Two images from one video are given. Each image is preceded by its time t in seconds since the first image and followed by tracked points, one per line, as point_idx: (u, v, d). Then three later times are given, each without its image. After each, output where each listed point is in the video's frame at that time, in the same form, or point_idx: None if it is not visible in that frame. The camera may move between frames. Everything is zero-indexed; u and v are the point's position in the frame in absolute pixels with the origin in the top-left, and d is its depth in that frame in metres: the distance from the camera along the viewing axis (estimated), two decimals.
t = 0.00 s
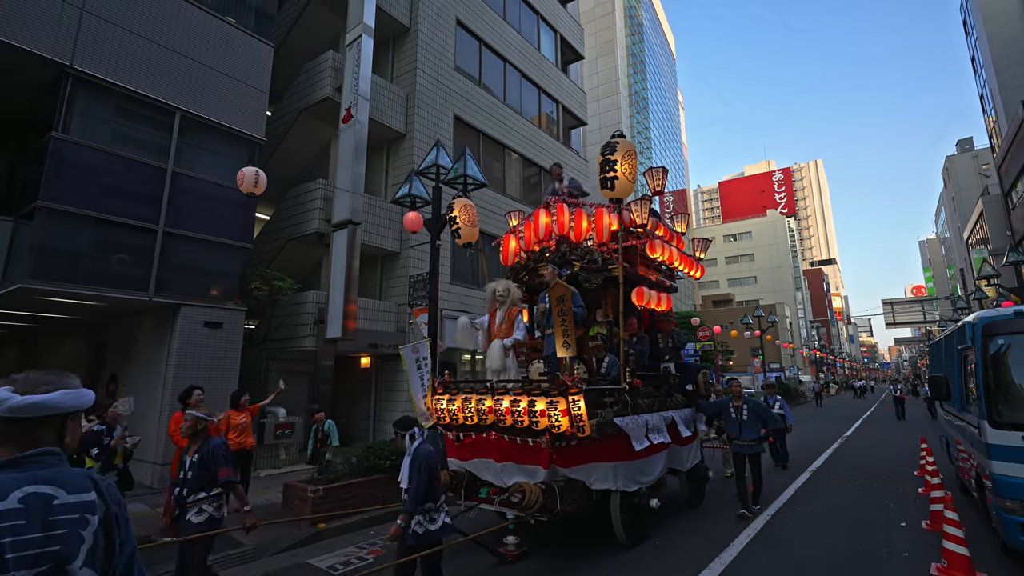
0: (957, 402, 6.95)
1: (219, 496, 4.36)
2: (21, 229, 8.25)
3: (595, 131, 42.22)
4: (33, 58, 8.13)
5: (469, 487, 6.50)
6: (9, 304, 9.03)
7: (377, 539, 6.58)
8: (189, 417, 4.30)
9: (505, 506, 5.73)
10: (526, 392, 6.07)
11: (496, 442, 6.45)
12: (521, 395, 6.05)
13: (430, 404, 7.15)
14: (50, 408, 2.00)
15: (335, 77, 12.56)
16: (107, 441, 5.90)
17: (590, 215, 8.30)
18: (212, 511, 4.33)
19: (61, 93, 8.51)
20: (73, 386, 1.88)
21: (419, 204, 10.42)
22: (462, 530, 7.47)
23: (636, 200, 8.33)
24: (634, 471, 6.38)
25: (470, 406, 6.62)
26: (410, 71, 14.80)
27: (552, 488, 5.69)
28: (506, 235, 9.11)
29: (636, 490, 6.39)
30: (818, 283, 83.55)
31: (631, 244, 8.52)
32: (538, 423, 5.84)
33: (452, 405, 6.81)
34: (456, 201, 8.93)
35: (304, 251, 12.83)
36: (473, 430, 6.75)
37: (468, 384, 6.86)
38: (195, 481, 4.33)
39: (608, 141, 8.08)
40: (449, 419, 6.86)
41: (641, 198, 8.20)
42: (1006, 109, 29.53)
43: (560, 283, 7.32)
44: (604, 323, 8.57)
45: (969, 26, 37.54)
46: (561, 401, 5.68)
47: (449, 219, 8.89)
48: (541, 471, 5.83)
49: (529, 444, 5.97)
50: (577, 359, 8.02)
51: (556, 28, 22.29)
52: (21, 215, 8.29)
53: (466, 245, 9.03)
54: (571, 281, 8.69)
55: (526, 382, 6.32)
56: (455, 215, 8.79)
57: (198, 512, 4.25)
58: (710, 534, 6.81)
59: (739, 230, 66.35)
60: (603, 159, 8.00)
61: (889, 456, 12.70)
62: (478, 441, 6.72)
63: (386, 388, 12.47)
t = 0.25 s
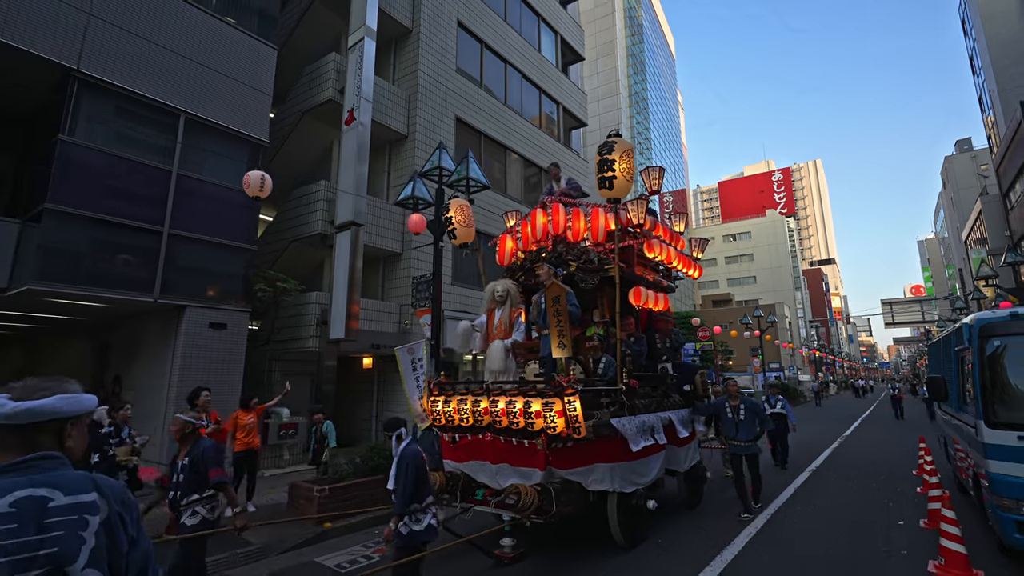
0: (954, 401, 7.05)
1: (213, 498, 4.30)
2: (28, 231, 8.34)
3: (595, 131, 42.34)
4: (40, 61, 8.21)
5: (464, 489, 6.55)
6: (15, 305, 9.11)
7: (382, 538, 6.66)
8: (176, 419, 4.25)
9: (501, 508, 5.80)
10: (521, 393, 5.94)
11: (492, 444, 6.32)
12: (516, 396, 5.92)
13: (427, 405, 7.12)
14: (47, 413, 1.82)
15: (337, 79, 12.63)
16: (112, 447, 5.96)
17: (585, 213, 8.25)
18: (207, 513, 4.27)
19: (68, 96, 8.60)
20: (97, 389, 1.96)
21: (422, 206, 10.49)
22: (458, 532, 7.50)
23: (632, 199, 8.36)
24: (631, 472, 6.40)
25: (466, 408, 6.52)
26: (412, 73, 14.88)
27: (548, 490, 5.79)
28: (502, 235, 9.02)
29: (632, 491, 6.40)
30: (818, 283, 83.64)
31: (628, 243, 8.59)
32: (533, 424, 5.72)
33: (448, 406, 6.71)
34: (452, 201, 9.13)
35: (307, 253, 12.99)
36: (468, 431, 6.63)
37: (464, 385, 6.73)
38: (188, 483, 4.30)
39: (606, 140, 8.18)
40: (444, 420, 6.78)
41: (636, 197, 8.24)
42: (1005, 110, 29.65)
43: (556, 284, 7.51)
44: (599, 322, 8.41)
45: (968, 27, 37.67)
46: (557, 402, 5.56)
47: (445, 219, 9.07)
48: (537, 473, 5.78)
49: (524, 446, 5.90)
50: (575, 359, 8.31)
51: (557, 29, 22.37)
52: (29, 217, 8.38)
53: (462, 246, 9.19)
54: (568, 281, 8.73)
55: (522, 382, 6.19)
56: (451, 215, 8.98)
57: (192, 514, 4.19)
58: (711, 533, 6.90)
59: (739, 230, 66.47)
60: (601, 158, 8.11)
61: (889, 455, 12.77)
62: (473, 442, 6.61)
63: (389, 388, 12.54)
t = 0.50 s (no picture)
0: (947, 401, 7.20)
1: (202, 503, 4.33)
2: (34, 232, 8.41)
3: (593, 132, 42.50)
4: (46, 64, 8.29)
5: (459, 490, 6.54)
6: (18, 305, 9.17)
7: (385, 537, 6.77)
8: (161, 424, 4.28)
9: (495, 509, 5.81)
10: (516, 393, 6.08)
11: (486, 445, 6.38)
12: (510, 397, 6.07)
13: (422, 406, 7.19)
14: (87, 412, 1.93)
15: (339, 82, 12.73)
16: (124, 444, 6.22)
17: (581, 214, 8.49)
18: (196, 517, 4.32)
19: (73, 99, 8.67)
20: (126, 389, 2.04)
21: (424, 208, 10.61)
22: (454, 532, 7.55)
23: (627, 200, 8.71)
24: (624, 473, 6.51)
25: (460, 408, 6.60)
26: (412, 75, 14.98)
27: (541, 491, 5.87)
28: (498, 236, 9.19)
29: (626, 493, 6.49)
30: (814, 284, 84.00)
31: (623, 244, 8.77)
32: (527, 424, 5.83)
33: (443, 406, 6.82)
34: (445, 203, 9.06)
35: (308, 254, 13.12)
36: (462, 432, 6.70)
37: (459, 386, 6.88)
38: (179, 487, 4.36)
39: (598, 141, 8.07)
40: (439, 421, 6.87)
41: (631, 199, 8.61)
42: (999, 113, 29.93)
43: (551, 283, 7.39)
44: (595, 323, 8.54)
45: (963, 30, 37.98)
46: (551, 402, 5.71)
47: (439, 219, 9.01)
48: (531, 474, 5.84)
49: (518, 446, 5.97)
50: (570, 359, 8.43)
51: (556, 31, 22.51)
52: (35, 218, 8.46)
53: (458, 246, 9.13)
54: (563, 282, 8.73)
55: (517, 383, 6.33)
56: (445, 215, 8.93)
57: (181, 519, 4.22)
58: (709, 531, 7.03)
59: (736, 231, 66.75)
60: (594, 159, 7.95)
61: (884, 455, 12.92)
62: (467, 442, 6.64)
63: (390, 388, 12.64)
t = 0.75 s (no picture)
0: (936, 401, 7.39)
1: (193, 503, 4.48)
2: (38, 234, 8.51)
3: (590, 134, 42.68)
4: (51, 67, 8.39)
5: (453, 490, 6.60)
6: (20, 305, 9.24)
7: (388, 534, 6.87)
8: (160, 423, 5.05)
9: (489, 508, 5.92)
10: (510, 394, 6.15)
11: (480, 445, 6.45)
12: (504, 398, 6.15)
13: (416, 407, 7.28)
14: (144, 411, 2.02)
15: (339, 84, 12.85)
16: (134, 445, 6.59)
17: (575, 215, 8.61)
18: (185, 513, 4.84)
19: (77, 102, 8.77)
20: (153, 389, 2.15)
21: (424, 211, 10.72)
22: (447, 532, 7.62)
23: (621, 202, 8.62)
24: (617, 473, 6.58)
25: (454, 408, 6.74)
26: (412, 78, 15.09)
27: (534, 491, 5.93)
28: (493, 237, 9.43)
29: (619, 492, 6.58)
30: (809, 284, 84.53)
31: (618, 245, 8.82)
32: (521, 425, 5.93)
33: (437, 407, 6.91)
34: (442, 203, 9.21)
35: (308, 255, 13.22)
36: (457, 433, 6.79)
37: (453, 387, 6.94)
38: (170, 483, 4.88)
39: (593, 142, 8.15)
40: (433, 421, 6.96)
41: (625, 201, 8.49)
42: (991, 116, 30.27)
43: (544, 285, 7.78)
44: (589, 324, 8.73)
45: (956, 34, 38.37)
46: (544, 403, 5.77)
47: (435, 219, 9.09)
48: (524, 474, 5.92)
49: (511, 447, 6.06)
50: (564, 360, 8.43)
51: (553, 34, 22.66)
52: (39, 220, 8.56)
53: (453, 245, 9.20)
54: (557, 282, 8.92)
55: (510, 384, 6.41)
56: (441, 216, 9.04)
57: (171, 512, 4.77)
58: (704, 529, 7.19)
59: (731, 232, 67.13)
60: (589, 161, 8.03)
61: (877, 455, 13.09)
62: (462, 443, 6.73)
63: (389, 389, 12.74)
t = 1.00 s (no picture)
0: (928, 401, 7.54)
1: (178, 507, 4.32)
2: (44, 236, 8.60)
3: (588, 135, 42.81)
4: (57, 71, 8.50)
5: (447, 490, 6.66)
6: (23, 306, 9.33)
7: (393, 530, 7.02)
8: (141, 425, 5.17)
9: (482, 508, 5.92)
10: (504, 395, 6.29)
11: (474, 445, 6.61)
12: (498, 398, 6.29)
13: (410, 407, 7.45)
14: (214, 407, 2.18)
15: (340, 87, 12.97)
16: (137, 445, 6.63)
17: (571, 215, 8.61)
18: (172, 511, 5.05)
19: (82, 105, 8.87)
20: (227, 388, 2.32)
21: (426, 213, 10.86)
22: (439, 532, 7.68)
23: (616, 202, 8.88)
24: (611, 473, 6.59)
25: (448, 409, 6.85)
26: (412, 80, 15.20)
27: (528, 491, 6.04)
28: (488, 238, 9.35)
29: (613, 492, 6.60)
30: (805, 285, 84.93)
31: (613, 245, 8.99)
32: (515, 425, 6.07)
33: (431, 407, 7.08)
34: (438, 203, 9.14)
35: (309, 255, 13.31)
36: (451, 433, 6.93)
37: (447, 387, 7.10)
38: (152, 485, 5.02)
39: (588, 143, 8.37)
40: (427, 421, 7.13)
41: (620, 201, 8.77)
42: (985, 118, 30.53)
43: (537, 285, 7.94)
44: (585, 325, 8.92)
45: (950, 37, 38.68)
46: (539, 403, 5.92)
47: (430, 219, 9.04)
48: (519, 474, 6.08)
49: (506, 447, 6.22)
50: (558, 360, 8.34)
51: (552, 36, 22.80)
52: (45, 222, 8.66)
53: (447, 246, 9.15)
54: (552, 283, 9.07)
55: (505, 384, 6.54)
56: (436, 216, 8.96)
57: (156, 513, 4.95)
58: (702, 527, 7.32)
59: (728, 233, 67.41)
60: (584, 161, 8.26)
61: (871, 455, 13.24)
62: (456, 443, 6.85)
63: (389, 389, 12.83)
